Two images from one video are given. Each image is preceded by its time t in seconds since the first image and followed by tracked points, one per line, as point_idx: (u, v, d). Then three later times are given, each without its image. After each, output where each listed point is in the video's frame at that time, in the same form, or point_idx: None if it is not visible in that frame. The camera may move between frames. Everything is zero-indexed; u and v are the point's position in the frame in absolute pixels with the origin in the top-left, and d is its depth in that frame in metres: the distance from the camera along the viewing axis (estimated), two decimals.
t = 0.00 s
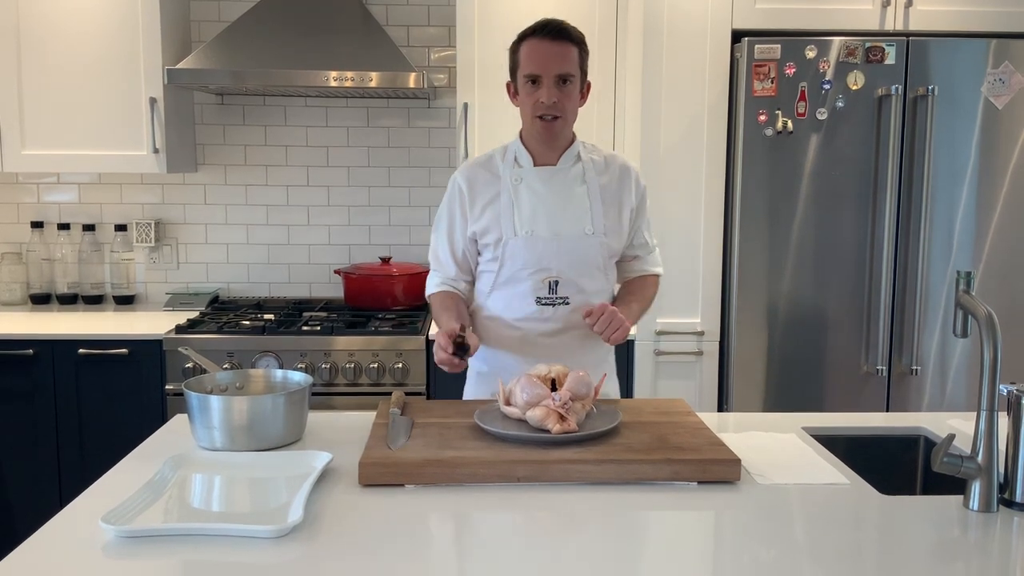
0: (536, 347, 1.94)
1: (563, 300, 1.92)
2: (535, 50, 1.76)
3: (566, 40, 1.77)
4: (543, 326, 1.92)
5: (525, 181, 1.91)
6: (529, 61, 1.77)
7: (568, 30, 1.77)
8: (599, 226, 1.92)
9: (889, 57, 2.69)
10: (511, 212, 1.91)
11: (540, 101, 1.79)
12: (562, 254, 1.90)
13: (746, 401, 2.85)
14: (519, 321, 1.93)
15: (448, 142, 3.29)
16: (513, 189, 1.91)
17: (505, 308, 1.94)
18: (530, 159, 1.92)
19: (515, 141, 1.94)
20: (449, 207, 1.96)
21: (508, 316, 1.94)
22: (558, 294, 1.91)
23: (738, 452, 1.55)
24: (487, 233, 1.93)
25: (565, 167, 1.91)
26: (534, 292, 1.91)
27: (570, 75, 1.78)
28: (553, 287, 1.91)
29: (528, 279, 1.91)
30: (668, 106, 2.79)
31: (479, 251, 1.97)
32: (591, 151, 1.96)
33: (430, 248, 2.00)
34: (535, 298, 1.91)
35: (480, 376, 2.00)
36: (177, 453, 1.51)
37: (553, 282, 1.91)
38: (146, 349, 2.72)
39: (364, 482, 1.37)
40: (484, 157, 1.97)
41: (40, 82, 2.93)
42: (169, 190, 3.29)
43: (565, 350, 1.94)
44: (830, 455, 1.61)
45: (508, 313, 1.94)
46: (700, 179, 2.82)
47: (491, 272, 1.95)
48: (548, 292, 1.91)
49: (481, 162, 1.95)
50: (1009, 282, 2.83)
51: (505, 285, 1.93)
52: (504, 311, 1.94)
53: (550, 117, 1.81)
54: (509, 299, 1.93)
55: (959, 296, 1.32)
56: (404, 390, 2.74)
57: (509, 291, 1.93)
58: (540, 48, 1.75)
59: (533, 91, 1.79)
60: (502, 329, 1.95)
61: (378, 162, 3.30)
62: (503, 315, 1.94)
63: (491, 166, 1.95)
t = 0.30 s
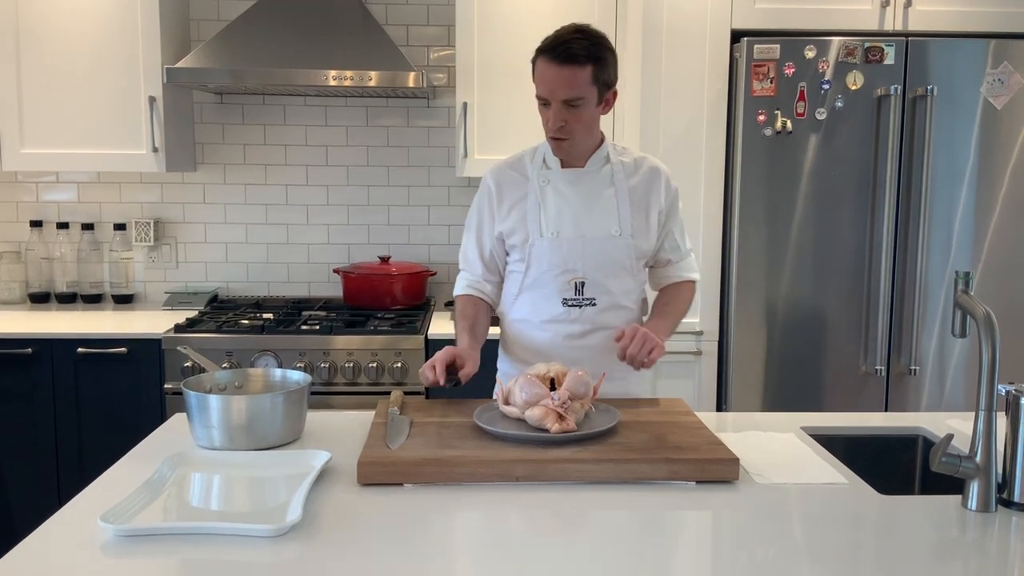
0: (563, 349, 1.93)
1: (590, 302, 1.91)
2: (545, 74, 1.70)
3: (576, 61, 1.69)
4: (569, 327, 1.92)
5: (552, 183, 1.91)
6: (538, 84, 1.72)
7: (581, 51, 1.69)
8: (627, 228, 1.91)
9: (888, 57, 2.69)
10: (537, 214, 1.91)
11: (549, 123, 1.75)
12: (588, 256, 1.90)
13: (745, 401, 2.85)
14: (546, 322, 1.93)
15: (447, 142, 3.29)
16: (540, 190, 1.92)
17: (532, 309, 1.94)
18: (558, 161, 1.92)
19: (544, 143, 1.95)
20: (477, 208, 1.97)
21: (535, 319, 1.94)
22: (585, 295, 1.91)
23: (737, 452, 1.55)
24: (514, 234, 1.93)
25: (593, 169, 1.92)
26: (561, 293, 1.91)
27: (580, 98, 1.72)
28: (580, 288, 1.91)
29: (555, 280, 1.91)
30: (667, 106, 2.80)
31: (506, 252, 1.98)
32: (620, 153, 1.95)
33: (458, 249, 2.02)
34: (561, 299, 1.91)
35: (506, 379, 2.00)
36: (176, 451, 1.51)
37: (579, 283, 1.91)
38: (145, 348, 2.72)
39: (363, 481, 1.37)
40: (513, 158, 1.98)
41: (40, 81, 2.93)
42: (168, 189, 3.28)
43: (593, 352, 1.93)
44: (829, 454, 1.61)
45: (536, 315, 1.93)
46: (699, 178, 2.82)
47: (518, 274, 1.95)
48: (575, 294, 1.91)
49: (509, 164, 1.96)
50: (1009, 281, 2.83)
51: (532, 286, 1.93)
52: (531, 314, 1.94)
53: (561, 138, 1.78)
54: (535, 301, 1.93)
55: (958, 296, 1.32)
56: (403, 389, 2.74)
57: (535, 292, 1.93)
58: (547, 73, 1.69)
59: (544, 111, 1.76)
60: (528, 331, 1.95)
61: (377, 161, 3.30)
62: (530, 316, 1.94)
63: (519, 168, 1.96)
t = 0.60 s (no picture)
0: (576, 348, 1.93)
1: (604, 302, 1.92)
2: (556, 76, 1.70)
3: (588, 62, 1.68)
4: (583, 327, 1.92)
5: (567, 181, 1.91)
6: (551, 86, 1.71)
7: (593, 53, 1.68)
8: (642, 228, 1.91)
9: (888, 57, 2.69)
10: (552, 213, 1.91)
11: (562, 123, 1.75)
12: (602, 255, 1.90)
13: (745, 401, 2.85)
14: (560, 321, 1.93)
15: (447, 141, 3.29)
16: (555, 188, 1.92)
17: (545, 307, 1.94)
18: (573, 159, 1.92)
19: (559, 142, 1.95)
20: (491, 206, 1.97)
21: (548, 318, 1.94)
22: (598, 295, 1.91)
23: (737, 452, 1.55)
24: (528, 232, 1.93)
25: (608, 168, 1.92)
26: (574, 293, 1.92)
27: (593, 100, 1.71)
28: (594, 288, 1.91)
29: (568, 279, 1.92)
30: (667, 106, 2.80)
31: (520, 251, 1.98)
32: (635, 152, 1.95)
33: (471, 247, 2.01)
34: (575, 298, 1.91)
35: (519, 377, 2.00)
36: (176, 451, 1.51)
37: (593, 283, 1.91)
38: (145, 347, 2.72)
39: (363, 481, 1.37)
40: (528, 156, 1.98)
41: (40, 80, 2.93)
42: (168, 188, 3.28)
43: (605, 352, 1.93)
44: (829, 455, 1.60)
45: (549, 313, 1.94)
46: (700, 178, 2.82)
47: (532, 273, 1.96)
48: (588, 293, 1.92)
49: (525, 162, 1.96)
50: (1010, 281, 2.83)
51: (546, 285, 1.94)
52: (544, 313, 1.94)
53: (574, 138, 1.78)
54: (549, 300, 1.94)
55: (958, 296, 1.32)
56: (404, 388, 2.74)
57: (549, 291, 1.94)
58: (558, 75, 1.69)
59: (557, 112, 1.76)
60: (541, 330, 1.95)
61: (377, 161, 3.30)
62: (544, 315, 1.95)
63: (534, 166, 1.96)
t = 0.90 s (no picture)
0: (582, 348, 1.93)
1: (610, 301, 1.92)
2: (563, 75, 1.69)
3: (594, 62, 1.68)
4: (589, 326, 1.92)
5: (572, 180, 1.91)
6: (557, 84, 1.71)
7: (600, 52, 1.68)
8: (648, 226, 1.91)
9: (890, 56, 2.69)
10: (558, 212, 1.91)
11: (567, 123, 1.75)
12: (608, 255, 1.90)
13: (746, 400, 2.85)
14: (567, 320, 1.93)
15: (448, 140, 3.29)
16: (561, 187, 1.91)
17: (552, 307, 1.94)
18: (579, 159, 1.92)
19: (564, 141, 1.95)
20: (495, 205, 1.96)
21: (554, 319, 1.94)
22: (604, 295, 1.91)
23: (738, 452, 1.55)
24: (534, 231, 1.93)
25: (613, 167, 1.92)
26: (581, 293, 1.91)
27: (599, 99, 1.71)
28: (600, 287, 1.91)
29: (575, 279, 1.91)
30: (668, 105, 2.80)
31: (525, 251, 1.97)
32: (640, 150, 1.96)
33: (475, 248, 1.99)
34: (581, 298, 1.91)
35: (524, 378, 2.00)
36: (176, 449, 1.51)
37: (600, 283, 1.91)
38: (146, 345, 2.72)
39: (364, 480, 1.36)
40: (533, 156, 1.98)
41: (41, 79, 2.93)
42: (169, 186, 3.28)
43: (611, 352, 1.93)
44: (831, 454, 1.60)
45: (556, 313, 1.94)
46: (701, 177, 2.82)
47: (538, 273, 1.95)
48: (594, 293, 1.91)
49: (530, 161, 1.96)
50: (1010, 281, 2.83)
51: (552, 285, 1.93)
52: (550, 313, 1.94)
53: (579, 137, 1.78)
54: (555, 301, 1.94)
55: (959, 296, 1.32)
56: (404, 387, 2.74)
57: (555, 291, 1.94)
58: (564, 74, 1.69)
59: (562, 111, 1.75)
60: (547, 330, 1.95)
61: (378, 159, 3.29)
62: (549, 316, 1.95)
63: (539, 165, 1.96)
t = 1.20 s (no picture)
0: (580, 347, 1.93)
1: (608, 300, 1.92)
2: (561, 75, 1.69)
3: (593, 62, 1.68)
4: (587, 325, 1.92)
5: (572, 178, 1.91)
6: (556, 84, 1.71)
7: (599, 52, 1.67)
8: (647, 225, 1.91)
9: (892, 54, 2.69)
10: (557, 211, 1.91)
11: (566, 123, 1.75)
12: (607, 253, 1.90)
13: (746, 399, 2.84)
14: (565, 319, 1.93)
15: (449, 138, 3.29)
16: (560, 186, 1.91)
17: (550, 305, 1.94)
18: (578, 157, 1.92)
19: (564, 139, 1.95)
20: (494, 203, 1.96)
21: (552, 317, 1.94)
22: (602, 294, 1.91)
23: (739, 450, 1.55)
24: (533, 230, 1.92)
25: (613, 165, 1.92)
26: (579, 292, 1.91)
27: (598, 99, 1.71)
28: (599, 286, 1.91)
29: (573, 278, 1.92)
30: (670, 103, 2.80)
31: (524, 249, 1.97)
32: (640, 148, 1.95)
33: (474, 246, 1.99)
34: (579, 297, 1.91)
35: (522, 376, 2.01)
36: (177, 446, 1.51)
37: (598, 282, 1.91)
38: (146, 342, 2.72)
39: (365, 477, 1.37)
40: (533, 153, 1.98)
41: (41, 77, 2.93)
42: (169, 184, 3.28)
43: (610, 350, 1.93)
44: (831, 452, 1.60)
45: (554, 312, 1.94)
46: (701, 175, 2.82)
47: (536, 272, 1.96)
48: (593, 292, 1.91)
49: (529, 159, 1.96)
50: (1011, 280, 2.83)
51: (550, 284, 1.94)
52: (549, 312, 1.94)
53: (577, 137, 1.78)
54: (553, 300, 1.94)
55: (961, 294, 1.32)
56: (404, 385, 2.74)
57: (554, 290, 1.94)
58: (563, 75, 1.68)
59: (561, 111, 1.75)
60: (545, 329, 1.95)
61: (378, 157, 3.29)
62: (548, 315, 1.95)
63: (538, 163, 1.96)
